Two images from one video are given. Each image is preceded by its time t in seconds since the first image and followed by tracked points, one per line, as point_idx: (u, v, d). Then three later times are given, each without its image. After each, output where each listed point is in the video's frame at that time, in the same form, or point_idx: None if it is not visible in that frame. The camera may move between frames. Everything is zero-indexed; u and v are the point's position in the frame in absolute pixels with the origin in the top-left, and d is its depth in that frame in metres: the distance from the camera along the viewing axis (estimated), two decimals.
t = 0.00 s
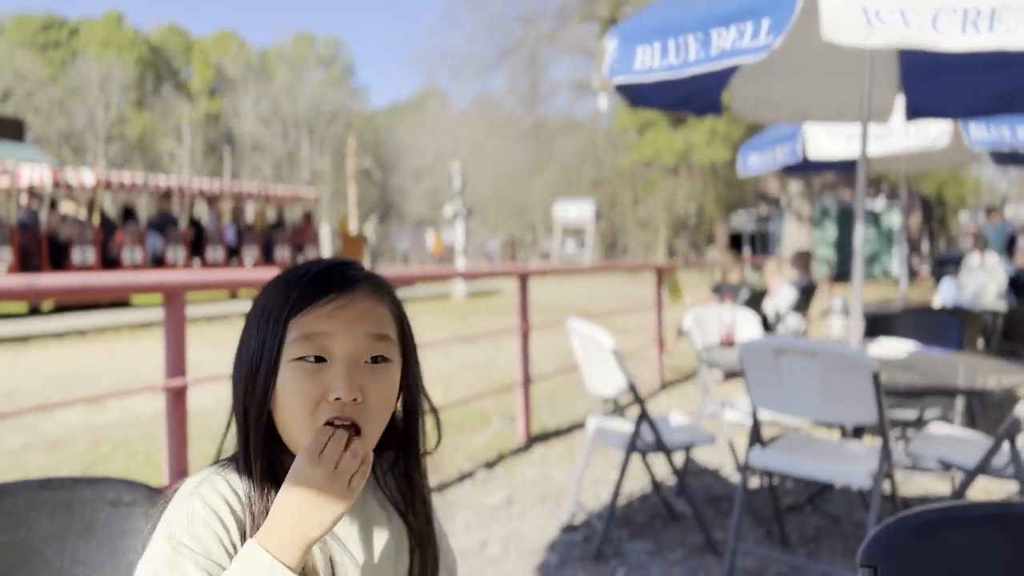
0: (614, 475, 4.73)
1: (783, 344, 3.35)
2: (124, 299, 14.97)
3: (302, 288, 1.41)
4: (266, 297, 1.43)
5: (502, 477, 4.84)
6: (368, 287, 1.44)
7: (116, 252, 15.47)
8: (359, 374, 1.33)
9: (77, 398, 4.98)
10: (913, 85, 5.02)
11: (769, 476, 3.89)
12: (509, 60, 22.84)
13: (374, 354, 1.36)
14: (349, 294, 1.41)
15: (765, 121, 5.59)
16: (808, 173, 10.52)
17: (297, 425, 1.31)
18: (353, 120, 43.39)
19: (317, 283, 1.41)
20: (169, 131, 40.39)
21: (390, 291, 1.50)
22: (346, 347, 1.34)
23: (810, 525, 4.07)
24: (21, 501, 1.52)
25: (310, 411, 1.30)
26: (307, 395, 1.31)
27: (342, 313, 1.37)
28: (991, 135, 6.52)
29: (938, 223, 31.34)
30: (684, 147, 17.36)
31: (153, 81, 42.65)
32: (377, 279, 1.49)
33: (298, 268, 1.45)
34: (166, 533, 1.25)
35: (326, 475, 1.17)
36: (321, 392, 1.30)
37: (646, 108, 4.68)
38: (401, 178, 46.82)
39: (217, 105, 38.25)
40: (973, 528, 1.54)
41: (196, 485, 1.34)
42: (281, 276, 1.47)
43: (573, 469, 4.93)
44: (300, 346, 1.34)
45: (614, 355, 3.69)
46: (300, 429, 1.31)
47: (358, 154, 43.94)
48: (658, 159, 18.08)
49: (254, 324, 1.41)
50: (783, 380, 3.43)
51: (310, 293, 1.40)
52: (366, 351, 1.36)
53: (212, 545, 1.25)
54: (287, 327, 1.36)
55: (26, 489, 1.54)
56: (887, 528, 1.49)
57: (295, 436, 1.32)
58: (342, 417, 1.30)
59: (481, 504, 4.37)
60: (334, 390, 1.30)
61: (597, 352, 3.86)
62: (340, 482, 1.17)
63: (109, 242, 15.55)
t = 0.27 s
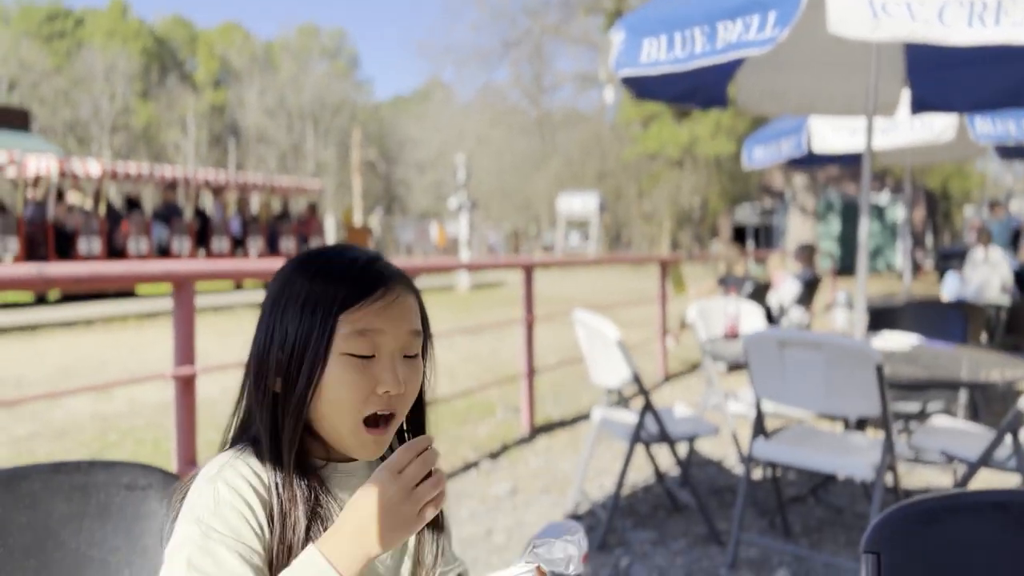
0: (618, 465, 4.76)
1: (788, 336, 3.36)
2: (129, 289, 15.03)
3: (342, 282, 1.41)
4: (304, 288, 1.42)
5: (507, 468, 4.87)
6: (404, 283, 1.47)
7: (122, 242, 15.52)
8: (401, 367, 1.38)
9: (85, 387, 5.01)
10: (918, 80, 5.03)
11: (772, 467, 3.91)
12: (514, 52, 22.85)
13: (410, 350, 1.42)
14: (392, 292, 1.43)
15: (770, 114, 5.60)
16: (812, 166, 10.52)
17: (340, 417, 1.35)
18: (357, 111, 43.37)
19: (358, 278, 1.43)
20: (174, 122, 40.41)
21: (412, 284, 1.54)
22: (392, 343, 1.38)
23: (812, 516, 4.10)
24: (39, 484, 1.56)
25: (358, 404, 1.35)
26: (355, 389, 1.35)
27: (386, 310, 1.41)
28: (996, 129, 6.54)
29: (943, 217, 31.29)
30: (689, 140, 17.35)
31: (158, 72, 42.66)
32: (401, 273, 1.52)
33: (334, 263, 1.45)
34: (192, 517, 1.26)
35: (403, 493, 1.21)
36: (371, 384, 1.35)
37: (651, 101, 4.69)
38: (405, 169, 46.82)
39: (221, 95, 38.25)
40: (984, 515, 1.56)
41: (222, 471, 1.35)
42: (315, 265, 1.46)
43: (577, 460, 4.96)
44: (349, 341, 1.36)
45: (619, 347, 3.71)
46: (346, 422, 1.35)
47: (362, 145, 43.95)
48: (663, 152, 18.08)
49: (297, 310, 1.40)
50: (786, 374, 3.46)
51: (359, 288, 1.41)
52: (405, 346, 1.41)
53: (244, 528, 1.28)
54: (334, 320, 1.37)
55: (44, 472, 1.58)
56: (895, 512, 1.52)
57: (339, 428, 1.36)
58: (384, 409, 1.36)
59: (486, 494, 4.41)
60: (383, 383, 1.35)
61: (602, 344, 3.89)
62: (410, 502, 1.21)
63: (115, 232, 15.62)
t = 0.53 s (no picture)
0: (619, 459, 4.78)
1: (789, 329, 3.37)
2: (130, 283, 15.03)
3: (382, 278, 1.40)
4: (344, 288, 1.39)
5: (508, 461, 4.88)
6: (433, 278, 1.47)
7: (123, 236, 15.53)
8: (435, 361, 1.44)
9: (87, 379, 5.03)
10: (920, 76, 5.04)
11: (771, 460, 3.93)
12: (515, 48, 22.86)
13: (441, 344, 1.47)
14: (428, 290, 1.44)
15: (771, 110, 5.61)
16: (813, 162, 10.52)
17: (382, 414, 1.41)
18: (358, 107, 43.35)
19: (396, 272, 1.42)
20: (175, 116, 40.33)
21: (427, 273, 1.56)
22: (431, 340, 1.43)
23: (812, 509, 4.12)
24: (49, 469, 1.61)
25: (403, 401, 1.41)
26: (399, 388, 1.40)
27: (425, 307, 1.43)
28: (997, 126, 6.55)
29: (943, 215, 31.29)
30: (690, 136, 17.33)
31: (159, 66, 42.61)
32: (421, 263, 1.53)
33: (369, 260, 1.43)
34: (227, 501, 1.26)
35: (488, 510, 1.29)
36: (415, 379, 1.40)
37: (653, 96, 4.70)
38: (405, 165, 46.79)
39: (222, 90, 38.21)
40: (985, 502, 1.58)
41: (244, 460, 1.33)
42: (349, 261, 1.42)
43: (578, 453, 4.98)
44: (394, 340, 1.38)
45: (620, 340, 3.73)
46: (389, 419, 1.41)
47: (363, 140, 43.90)
48: (664, 148, 18.05)
49: (342, 312, 1.37)
50: (787, 367, 3.48)
51: (401, 289, 1.40)
52: (438, 342, 1.46)
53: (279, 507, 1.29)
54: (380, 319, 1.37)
55: (54, 457, 1.62)
56: (899, 500, 1.54)
57: (383, 424, 1.42)
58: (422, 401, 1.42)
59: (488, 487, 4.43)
60: (423, 381, 1.40)
61: (604, 337, 3.90)
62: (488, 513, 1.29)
63: (116, 226, 15.60)
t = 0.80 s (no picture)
0: (616, 458, 4.79)
1: (785, 329, 3.38)
2: (126, 281, 15.03)
3: (397, 276, 1.39)
4: (360, 286, 1.37)
5: (505, 460, 4.89)
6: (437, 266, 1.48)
7: (120, 234, 15.52)
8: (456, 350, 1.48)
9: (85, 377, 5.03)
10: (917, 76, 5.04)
11: (769, 460, 3.93)
12: (513, 47, 22.92)
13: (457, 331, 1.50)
14: (440, 280, 1.46)
15: (769, 110, 5.62)
16: (811, 163, 10.55)
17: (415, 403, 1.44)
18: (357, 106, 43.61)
19: (411, 267, 1.42)
20: (173, 114, 40.31)
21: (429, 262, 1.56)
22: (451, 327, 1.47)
23: (808, 509, 4.13)
24: (47, 464, 1.61)
25: (432, 390, 1.45)
26: (426, 375, 1.43)
27: (442, 296, 1.46)
28: (994, 126, 6.57)
29: (940, 216, 31.35)
30: (687, 137, 17.36)
31: (157, 64, 42.60)
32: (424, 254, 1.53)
33: (379, 255, 1.41)
34: (254, 505, 1.24)
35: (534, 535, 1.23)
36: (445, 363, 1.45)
37: (650, 96, 4.71)
38: (403, 164, 46.76)
39: (219, 88, 38.19)
40: (975, 498, 1.58)
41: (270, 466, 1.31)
42: (357, 264, 1.39)
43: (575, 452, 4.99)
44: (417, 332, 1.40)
45: (618, 339, 3.74)
46: (419, 405, 1.44)
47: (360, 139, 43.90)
48: (662, 148, 18.09)
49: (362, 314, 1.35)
50: (783, 367, 3.48)
51: (415, 281, 1.40)
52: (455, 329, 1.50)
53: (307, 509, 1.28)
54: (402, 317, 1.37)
55: (51, 452, 1.62)
56: (891, 497, 1.56)
57: (415, 414, 1.44)
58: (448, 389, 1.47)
59: (484, 485, 4.44)
60: (447, 367, 1.45)
61: (602, 337, 3.90)
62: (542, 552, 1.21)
63: (113, 223, 15.59)
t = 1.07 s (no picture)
0: (608, 462, 4.79)
1: (778, 333, 3.39)
2: (117, 284, 14.96)
3: (436, 255, 1.47)
4: (403, 265, 1.44)
5: (498, 463, 4.89)
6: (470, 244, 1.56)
7: (111, 237, 15.46)
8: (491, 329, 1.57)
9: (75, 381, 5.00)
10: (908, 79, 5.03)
11: (761, 464, 3.94)
12: (506, 51, 22.98)
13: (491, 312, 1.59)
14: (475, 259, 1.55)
15: (761, 114, 5.64)
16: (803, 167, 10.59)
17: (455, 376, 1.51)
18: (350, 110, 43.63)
19: (449, 247, 1.50)
20: (164, 117, 40.19)
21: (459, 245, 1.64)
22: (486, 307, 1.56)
23: (800, 513, 4.13)
24: (37, 466, 1.61)
25: (473, 367, 1.53)
26: (466, 351, 1.52)
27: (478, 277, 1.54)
28: (985, 131, 6.60)
29: (931, 222, 31.50)
30: (679, 142, 17.38)
31: (149, 67, 42.51)
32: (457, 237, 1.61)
33: (419, 236, 1.49)
34: (276, 494, 1.27)
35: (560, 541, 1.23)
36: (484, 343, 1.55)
37: (644, 100, 4.72)
38: (395, 168, 46.75)
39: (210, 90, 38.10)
40: (970, 501, 1.59)
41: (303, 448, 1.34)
42: (397, 243, 1.47)
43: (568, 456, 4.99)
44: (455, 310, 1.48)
45: (611, 342, 3.73)
46: (464, 385, 1.52)
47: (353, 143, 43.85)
48: (653, 152, 18.15)
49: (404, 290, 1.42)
50: (776, 370, 3.49)
51: (456, 262, 1.49)
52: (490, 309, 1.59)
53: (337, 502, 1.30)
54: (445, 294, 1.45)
55: (41, 455, 1.63)
56: (885, 500, 1.57)
57: (459, 393, 1.52)
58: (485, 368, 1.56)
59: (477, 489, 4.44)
60: (484, 347, 1.54)
61: (595, 340, 3.90)
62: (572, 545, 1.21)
63: (104, 226, 15.51)
